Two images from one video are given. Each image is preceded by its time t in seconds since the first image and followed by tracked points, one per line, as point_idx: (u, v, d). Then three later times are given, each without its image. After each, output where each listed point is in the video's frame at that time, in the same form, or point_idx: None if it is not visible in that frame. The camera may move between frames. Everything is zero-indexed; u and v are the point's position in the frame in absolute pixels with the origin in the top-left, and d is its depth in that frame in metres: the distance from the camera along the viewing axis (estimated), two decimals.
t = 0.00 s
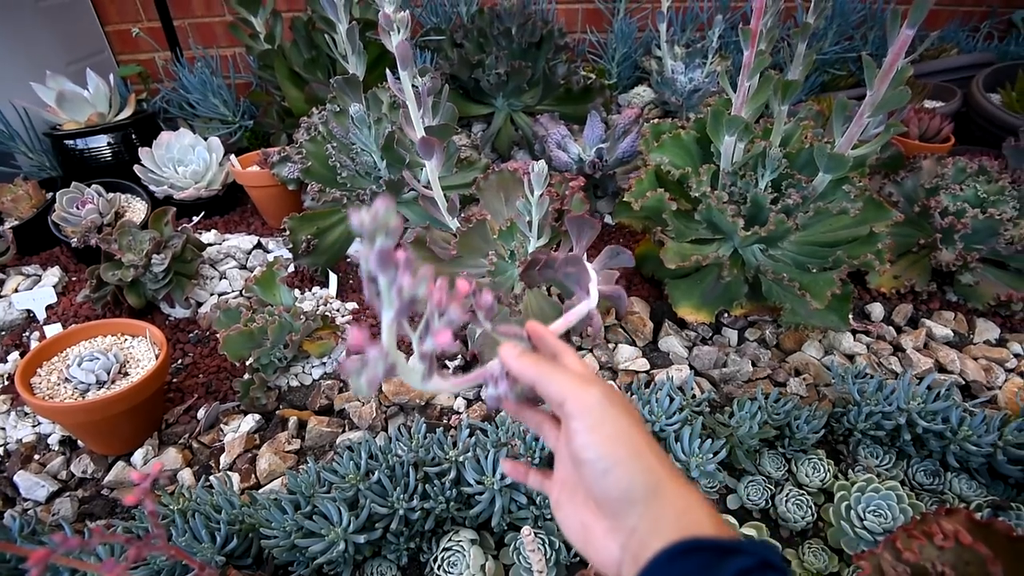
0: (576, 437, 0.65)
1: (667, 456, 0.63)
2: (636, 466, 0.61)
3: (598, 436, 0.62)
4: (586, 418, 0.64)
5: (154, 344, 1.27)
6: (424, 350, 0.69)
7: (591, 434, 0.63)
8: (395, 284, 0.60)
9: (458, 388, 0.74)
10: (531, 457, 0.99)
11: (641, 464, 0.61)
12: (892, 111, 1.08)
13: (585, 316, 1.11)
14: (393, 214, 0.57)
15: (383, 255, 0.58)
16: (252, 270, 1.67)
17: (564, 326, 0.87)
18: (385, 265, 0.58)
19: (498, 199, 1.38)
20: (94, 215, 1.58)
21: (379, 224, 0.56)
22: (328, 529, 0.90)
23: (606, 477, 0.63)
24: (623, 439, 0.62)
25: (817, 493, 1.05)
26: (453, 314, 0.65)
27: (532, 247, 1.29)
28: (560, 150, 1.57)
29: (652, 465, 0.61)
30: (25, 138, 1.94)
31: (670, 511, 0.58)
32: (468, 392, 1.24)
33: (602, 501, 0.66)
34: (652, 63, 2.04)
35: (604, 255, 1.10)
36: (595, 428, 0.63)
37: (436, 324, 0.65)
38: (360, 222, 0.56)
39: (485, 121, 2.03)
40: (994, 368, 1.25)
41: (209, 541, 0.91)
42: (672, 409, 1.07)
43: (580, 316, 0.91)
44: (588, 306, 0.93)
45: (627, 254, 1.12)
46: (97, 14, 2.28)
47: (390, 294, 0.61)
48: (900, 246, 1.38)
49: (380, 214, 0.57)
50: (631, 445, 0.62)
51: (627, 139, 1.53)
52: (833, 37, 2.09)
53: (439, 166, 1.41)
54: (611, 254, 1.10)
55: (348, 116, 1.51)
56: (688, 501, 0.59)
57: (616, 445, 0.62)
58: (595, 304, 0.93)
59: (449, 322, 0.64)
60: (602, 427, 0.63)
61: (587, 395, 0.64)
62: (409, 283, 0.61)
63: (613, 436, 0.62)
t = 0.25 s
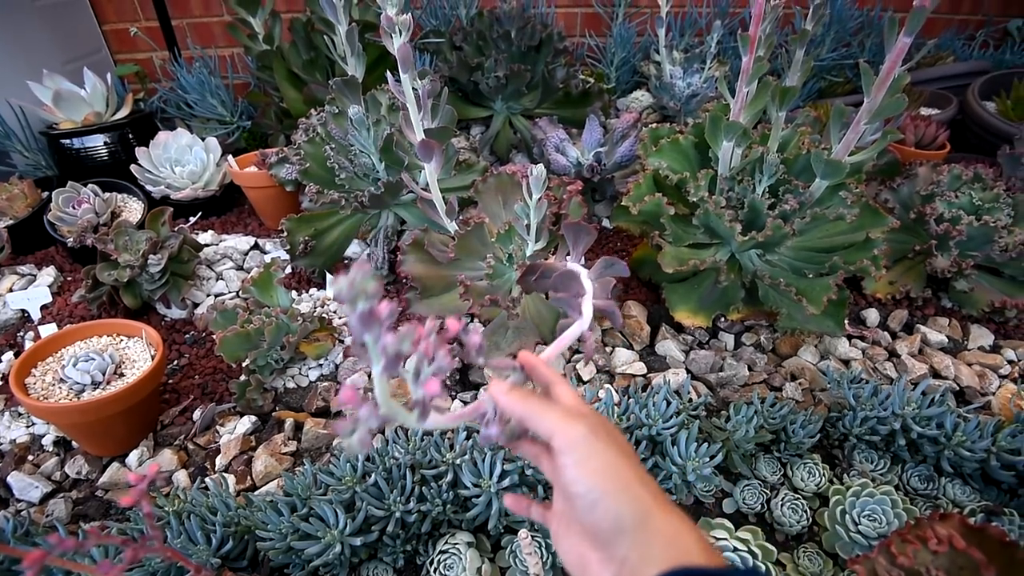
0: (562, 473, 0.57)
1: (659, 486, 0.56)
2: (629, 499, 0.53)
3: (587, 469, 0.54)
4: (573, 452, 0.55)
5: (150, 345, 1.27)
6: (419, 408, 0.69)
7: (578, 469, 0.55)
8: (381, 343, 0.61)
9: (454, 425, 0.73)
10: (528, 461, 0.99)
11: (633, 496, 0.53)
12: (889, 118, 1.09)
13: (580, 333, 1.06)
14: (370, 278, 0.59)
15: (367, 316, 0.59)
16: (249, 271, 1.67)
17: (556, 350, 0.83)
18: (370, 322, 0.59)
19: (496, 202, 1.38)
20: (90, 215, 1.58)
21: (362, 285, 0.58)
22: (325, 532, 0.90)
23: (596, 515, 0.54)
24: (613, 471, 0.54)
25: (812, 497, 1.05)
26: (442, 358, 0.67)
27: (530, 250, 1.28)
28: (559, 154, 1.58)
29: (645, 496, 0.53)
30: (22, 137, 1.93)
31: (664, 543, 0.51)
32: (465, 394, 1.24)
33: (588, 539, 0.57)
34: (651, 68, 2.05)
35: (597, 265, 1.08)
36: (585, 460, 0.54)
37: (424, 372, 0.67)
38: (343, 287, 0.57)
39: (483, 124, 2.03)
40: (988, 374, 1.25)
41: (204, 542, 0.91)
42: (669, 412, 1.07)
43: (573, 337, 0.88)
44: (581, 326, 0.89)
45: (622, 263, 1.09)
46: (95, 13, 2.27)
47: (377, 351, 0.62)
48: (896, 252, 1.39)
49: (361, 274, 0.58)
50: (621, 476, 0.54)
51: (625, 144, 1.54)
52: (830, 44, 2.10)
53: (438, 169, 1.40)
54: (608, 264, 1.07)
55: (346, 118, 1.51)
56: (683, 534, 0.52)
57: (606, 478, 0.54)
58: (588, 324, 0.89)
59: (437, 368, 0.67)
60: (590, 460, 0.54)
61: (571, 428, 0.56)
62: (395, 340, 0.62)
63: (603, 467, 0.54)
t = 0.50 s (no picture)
0: (547, 490, 0.56)
1: (643, 494, 0.56)
2: (615, 510, 0.53)
3: (572, 486, 0.54)
4: (557, 469, 0.55)
5: (149, 343, 1.26)
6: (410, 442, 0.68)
7: (563, 486, 0.54)
8: (362, 383, 0.61)
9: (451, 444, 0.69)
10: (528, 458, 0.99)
11: (618, 507, 0.53)
12: (889, 115, 1.09)
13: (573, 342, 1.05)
14: (346, 326, 0.59)
15: (347, 359, 0.59)
16: (247, 269, 1.66)
17: (550, 363, 0.82)
18: (351, 362, 0.59)
19: (495, 200, 1.38)
20: (88, 213, 1.57)
21: (338, 334, 0.58)
22: (325, 529, 0.90)
23: (583, 529, 0.54)
24: (597, 484, 0.54)
25: (812, 494, 1.05)
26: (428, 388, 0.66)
27: (530, 248, 1.27)
28: (558, 153, 1.58)
29: (630, 507, 0.53)
30: (18, 134, 1.92)
31: (652, 549, 0.52)
32: (465, 392, 1.24)
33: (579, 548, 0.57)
34: (650, 67, 2.05)
35: (593, 267, 1.07)
36: (569, 476, 0.54)
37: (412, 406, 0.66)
38: (320, 338, 0.57)
39: (482, 122, 2.03)
40: (987, 372, 1.26)
41: (204, 540, 0.91)
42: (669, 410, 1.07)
43: (565, 348, 0.88)
44: (573, 337, 0.90)
45: (617, 266, 1.07)
46: (92, 11, 2.26)
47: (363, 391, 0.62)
48: (895, 250, 1.39)
49: (337, 323, 0.58)
50: (606, 489, 0.54)
51: (624, 142, 1.54)
52: (829, 43, 2.10)
53: (436, 167, 1.40)
54: (602, 267, 1.06)
55: (345, 116, 1.51)
56: (668, 541, 0.53)
57: (592, 492, 0.53)
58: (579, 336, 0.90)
59: (426, 400, 0.65)
60: (574, 476, 0.54)
61: (553, 445, 0.56)
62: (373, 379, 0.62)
63: (588, 482, 0.54)
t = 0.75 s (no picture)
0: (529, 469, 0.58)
1: (624, 464, 0.58)
2: (594, 484, 0.54)
3: (553, 465, 0.55)
4: (538, 448, 0.56)
5: (149, 331, 1.26)
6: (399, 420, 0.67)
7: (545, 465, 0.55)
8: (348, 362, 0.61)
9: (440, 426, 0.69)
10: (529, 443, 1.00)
11: (599, 480, 0.54)
12: (890, 102, 1.09)
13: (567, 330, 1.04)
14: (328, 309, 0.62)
15: (332, 337, 0.61)
16: (247, 257, 1.66)
17: (540, 350, 0.82)
18: (337, 341, 0.61)
19: (495, 188, 1.38)
20: (86, 201, 1.56)
21: (321, 313, 0.61)
22: (327, 512, 0.90)
23: (566, 504, 0.55)
24: (577, 461, 0.55)
25: (810, 479, 1.06)
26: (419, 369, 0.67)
27: (529, 236, 1.27)
28: (557, 141, 1.57)
29: (609, 478, 0.55)
30: (15, 122, 1.91)
31: (633, 517, 0.53)
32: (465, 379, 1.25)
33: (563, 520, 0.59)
34: (649, 56, 2.04)
35: (591, 254, 1.06)
36: (548, 455, 0.55)
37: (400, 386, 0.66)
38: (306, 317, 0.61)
39: (481, 112, 2.02)
40: (984, 359, 1.27)
41: (207, 524, 0.91)
42: (668, 395, 1.07)
43: (557, 335, 0.89)
44: (564, 325, 0.91)
45: (614, 254, 1.07)
46: None
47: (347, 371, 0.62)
48: (893, 239, 1.40)
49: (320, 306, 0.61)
50: (586, 465, 0.55)
51: (624, 131, 1.54)
52: (829, 32, 2.10)
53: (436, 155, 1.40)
54: (599, 255, 1.05)
55: (344, 103, 1.50)
56: (650, 508, 0.54)
57: (570, 468, 0.54)
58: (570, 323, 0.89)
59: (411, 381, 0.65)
60: (554, 455, 0.55)
61: (532, 426, 0.57)
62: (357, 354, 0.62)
63: (567, 459, 0.55)
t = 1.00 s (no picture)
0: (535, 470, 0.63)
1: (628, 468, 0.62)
2: (593, 484, 0.59)
3: (553, 463, 0.60)
4: (540, 448, 0.62)
5: (159, 332, 1.27)
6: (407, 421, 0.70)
7: (546, 463, 0.61)
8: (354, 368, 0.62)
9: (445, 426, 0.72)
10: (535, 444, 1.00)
11: (598, 480, 0.59)
12: (895, 105, 1.09)
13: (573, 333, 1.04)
14: (336, 316, 0.59)
15: (338, 345, 0.60)
16: (254, 261, 1.67)
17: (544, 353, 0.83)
18: (343, 349, 0.61)
19: (500, 191, 1.38)
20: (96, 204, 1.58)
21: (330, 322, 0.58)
22: (334, 513, 0.91)
23: (568, 502, 0.61)
24: (577, 460, 0.60)
25: (817, 483, 1.06)
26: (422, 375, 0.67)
27: (535, 239, 1.28)
28: (562, 145, 1.58)
29: (609, 479, 0.59)
30: (26, 127, 1.93)
31: (634, 516, 0.57)
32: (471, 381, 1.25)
33: (569, 518, 0.63)
34: (653, 60, 2.05)
35: (596, 256, 1.06)
36: (551, 458, 0.61)
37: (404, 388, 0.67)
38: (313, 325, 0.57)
39: (485, 116, 2.03)
40: (992, 362, 1.26)
41: (215, 525, 0.92)
42: (675, 398, 1.07)
43: (561, 339, 0.89)
44: (568, 328, 0.91)
45: (619, 257, 1.07)
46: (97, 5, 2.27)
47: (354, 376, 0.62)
48: (899, 242, 1.39)
49: (329, 312, 0.58)
50: (585, 464, 0.60)
51: (629, 134, 1.54)
52: (833, 35, 2.10)
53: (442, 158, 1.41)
54: (604, 258, 1.05)
55: (350, 107, 1.51)
56: (652, 508, 0.58)
57: (570, 467, 0.60)
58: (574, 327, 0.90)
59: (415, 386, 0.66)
60: (556, 454, 0.61)
61: (537, 427, 0.63)
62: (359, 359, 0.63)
63: (568, 461, 0.60)
